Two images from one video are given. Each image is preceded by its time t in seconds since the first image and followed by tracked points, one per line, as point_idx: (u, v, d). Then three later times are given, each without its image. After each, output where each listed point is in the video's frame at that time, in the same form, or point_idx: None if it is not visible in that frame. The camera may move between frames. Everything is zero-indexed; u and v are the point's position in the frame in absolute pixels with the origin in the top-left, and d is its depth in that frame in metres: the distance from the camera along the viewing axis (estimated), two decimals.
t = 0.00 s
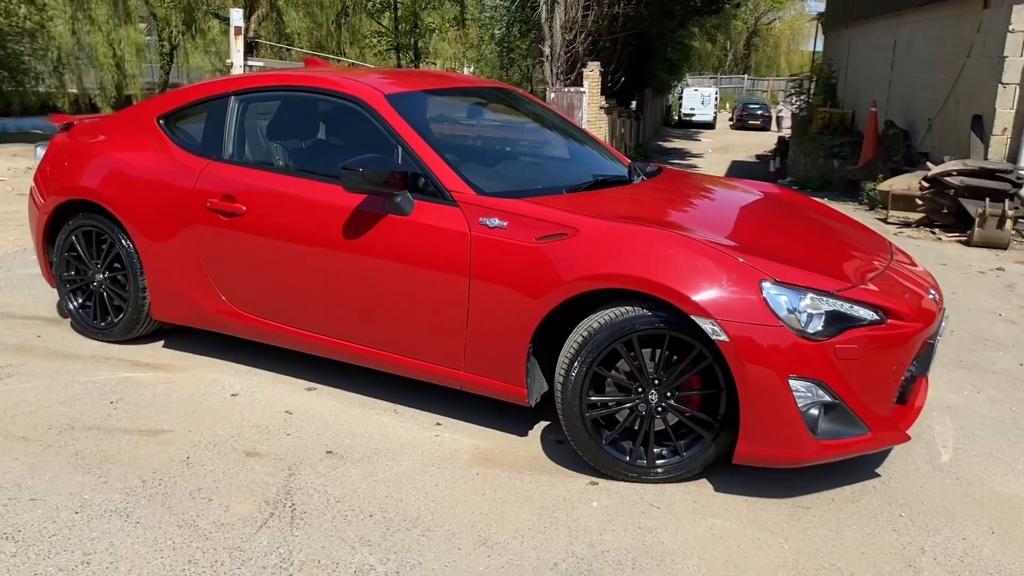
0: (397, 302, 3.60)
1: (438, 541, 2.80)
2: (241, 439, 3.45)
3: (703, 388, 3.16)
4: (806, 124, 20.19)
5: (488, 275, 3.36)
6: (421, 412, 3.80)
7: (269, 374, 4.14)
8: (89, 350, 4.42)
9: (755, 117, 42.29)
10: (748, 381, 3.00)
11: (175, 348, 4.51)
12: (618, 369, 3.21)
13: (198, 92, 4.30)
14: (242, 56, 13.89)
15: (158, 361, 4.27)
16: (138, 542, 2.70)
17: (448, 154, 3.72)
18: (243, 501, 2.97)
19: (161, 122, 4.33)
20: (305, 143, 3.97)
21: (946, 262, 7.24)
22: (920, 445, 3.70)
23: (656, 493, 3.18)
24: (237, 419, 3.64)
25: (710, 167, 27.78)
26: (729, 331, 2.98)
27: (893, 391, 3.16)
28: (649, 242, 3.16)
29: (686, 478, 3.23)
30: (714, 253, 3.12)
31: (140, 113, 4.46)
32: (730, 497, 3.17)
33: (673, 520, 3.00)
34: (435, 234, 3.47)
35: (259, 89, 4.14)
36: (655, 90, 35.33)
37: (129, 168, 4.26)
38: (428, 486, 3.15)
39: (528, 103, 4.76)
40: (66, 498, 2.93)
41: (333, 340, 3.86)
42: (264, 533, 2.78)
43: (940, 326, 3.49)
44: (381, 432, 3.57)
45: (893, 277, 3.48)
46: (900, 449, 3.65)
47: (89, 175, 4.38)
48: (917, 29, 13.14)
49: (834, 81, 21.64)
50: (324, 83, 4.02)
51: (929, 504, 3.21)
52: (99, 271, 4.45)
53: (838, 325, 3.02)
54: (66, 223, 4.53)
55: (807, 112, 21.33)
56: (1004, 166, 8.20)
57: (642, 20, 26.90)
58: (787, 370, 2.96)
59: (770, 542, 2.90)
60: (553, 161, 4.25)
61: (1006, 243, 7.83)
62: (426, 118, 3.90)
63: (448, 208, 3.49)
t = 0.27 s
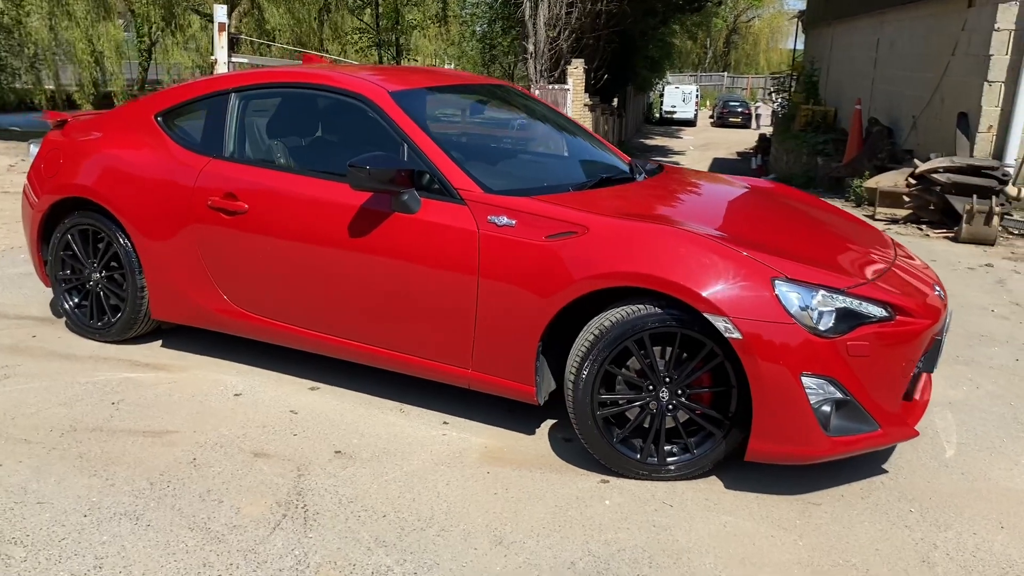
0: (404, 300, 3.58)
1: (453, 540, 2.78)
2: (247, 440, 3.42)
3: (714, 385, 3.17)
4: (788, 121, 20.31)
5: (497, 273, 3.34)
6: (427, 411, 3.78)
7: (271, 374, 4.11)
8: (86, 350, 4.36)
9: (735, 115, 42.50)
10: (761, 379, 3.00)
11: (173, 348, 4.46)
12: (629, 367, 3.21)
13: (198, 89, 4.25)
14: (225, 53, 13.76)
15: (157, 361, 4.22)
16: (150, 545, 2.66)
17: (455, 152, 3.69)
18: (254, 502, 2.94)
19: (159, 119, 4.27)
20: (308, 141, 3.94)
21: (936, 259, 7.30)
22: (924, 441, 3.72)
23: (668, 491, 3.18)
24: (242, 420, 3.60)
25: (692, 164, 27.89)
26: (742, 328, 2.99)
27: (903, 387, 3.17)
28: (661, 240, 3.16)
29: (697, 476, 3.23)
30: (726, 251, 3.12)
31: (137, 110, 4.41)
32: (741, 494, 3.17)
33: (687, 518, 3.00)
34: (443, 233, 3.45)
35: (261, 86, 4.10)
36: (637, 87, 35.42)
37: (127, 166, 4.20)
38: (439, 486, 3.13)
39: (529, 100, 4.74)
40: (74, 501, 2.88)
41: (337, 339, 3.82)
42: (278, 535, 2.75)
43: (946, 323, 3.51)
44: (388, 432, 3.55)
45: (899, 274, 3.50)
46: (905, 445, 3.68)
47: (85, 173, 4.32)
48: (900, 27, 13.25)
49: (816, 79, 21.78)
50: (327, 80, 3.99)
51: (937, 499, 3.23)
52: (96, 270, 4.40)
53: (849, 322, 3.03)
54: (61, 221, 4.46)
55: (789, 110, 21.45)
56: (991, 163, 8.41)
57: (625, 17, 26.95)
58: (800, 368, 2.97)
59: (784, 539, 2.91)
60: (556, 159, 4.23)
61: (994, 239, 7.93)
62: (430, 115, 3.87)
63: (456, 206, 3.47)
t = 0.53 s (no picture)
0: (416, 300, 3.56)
1: (475, 542, 2.77)
2: (260, 441, 3.39)
3: (729, 384, 3.18)
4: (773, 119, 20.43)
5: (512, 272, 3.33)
6: (437, 411, 3.76)
7: (278, 375, 4.08)
8: (89, 351, 4.31)
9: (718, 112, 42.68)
10: (779, 378, 3.01)
11: (177, 348, 4.42)
12: (645, 367, 3.21)
13: (202, 86, 4.20)
14: (211, 49, 13.64)
15: (161, 362, 4.18)
16: (170, 549, 2.63)
17: (465, 150, 3.68)
18: (272, 505, 2.92)
19: (163, 117, 4.22)
20: (315, 139, 3.90)
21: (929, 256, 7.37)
22: (932, 438, 3.75)
23: (684, 490, 3.19)
24: (252, 421, 3.57)
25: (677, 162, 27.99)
26: (761, 328, 2.99)
27: (916, 385, 3.20)
28: (677, 239, 3.16)
29: (712, 474, 3.24)
30: (743, 250, 3.13)
31: (138, 108, 4.36)
32: (757, 493, 3.18)
33: (705, 517, 3.01)
34: (457, 232, 3.44)
35: (267, 84, 4.06)
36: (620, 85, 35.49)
37: (130, 164, 4.15)
38: (456, 487, 3.12)
39: (533, 98, 4.72)
40: (89, 505, 2.85)
41: (347, 339, 3.80)
42: (299, 538, 2.73)
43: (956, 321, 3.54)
44: (401, 432, 3.53)
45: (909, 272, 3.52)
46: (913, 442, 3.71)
47: (86, 171, 4.27)
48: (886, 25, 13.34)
49: (800, 76, 21.90)
50: (335, 78, 3.95)
51: (950, 496, 3.26)
52: (98, 270, 4.35)
53: (865, 321, 3.05)
54: (62, 221, 4.41)
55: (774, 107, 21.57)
56: (981, 161, 8.38)
57: (609, 15, 27.00)
58: (818, 367, 2.98)
59: (803, 537, 2.92)
60: (564, 157, 4.22)
61: (983, 237, 8.06)
62: (440, 114, 3.85)
63: (469, 206, 3.45)
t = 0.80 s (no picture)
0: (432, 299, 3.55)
1: (500, 540, 2.77)
2: (276, 441, 3.38)
3: (747, 383, 3.19)
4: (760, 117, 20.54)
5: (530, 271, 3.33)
6: (451, 410, 3.76)
7: (288, 374, 4.06)
8: (95, 351, 4.27)
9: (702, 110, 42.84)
10: (800, 376, 3.03)
11: (183, 347, 4.38)
12: (663, 365, 3.21)
13: (209, 84, 4.17)
14: (199, 46, 13.51)
15: (169, 361, 4.15)
16: (196, 550, 2.62)
17: (479, 148, 3.67)
18: (294, 505, 2.90)
19: (169, 115, 4.19)
20: (325, 137, 3.88)
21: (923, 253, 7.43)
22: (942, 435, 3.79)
23: (703, 488, 3.20)
24: (267, 420, 3.56)
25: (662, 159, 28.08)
26: (781, 326, 3.01)
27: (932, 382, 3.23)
28: (696, 237, 3.17)
29: (730, 472, 3.25)
30: (762, 248, 3.14)
31: (143, 105, 4.32)
32: (775, 490, 3.20)
33: (726, 515, 3.02)
34: (473, 231, 3.43)
35: (276, 82, 4.03)
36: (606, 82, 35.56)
37: (136, 162, 4.11)
38: (476, 486, 3.12)
39: (539, 96, 4.72)
40: (110, 506, 2.83)
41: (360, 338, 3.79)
42: (324, 538, 2.72)
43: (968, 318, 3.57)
44: (417, 431, 3.52)
45: (921, 269, 3.54)
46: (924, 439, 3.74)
47: (91, 170, 4.22)
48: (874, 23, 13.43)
49: (786, 74, 22.02)
50: (346, 76, 3.93)
51: (964, 492, 3.29)
52: (103, 269, 4.31)
53: (883, 319, 3.07)
54: (66, 219, 4.37)
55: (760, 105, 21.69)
56: (973, 159, 8.48)
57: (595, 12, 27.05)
58: (838, 364, 3.01)
59: (824, 534, 2.94)
60: (574, 156, 4.23)
61: (976, 233, 8.18)
62: (453, 112, 3.84)
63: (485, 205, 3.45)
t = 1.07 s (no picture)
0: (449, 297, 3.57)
1: (526, 537, 2.79)
2: (295, 440, 3.38)
3: (764, 380, 3.22)
4: (747, 114, 20.66)
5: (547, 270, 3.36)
6: (466, 408, 3.77)
7: (300, 373, 4.06)
8: (104, 351, 4.26)
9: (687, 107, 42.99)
10: (819, 373, 3.07)
11: (193, 346, 4.38)
12: (682, 362, 3.24)
13: (220, 83, 4.16)
14: (189, 44, 13.44)
15: (181, 361, 4.14)
16: (225, 550, 2.62)
17: (494, 147, 3.68)
18: (319, 504, 2.91)
19: (179, 114, 4.17)
20: (338, 135, 3.88)
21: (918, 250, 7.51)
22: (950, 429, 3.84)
23: (721, 483, 3.23)
24: (284, 420, 3.56)
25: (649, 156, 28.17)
26: (801, 323, 3.05)
27: (945, 378, 3.28)
28: (714, 236, 3.20)
29: (747, 468, 3.28)
30: (779, 246, 3.18)
31: (152, 104, 4.30)
32: (791, 485, 3.24)
33: (746, 510, 3.06)
34: (491, 230, 3.45)
35: (287, 81, 4.03)
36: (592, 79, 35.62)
37: (147, 162, 4.09)
38: (497, 483, 3.14)
39: (548, 95, 4.73)
40: (135, 507, 2.83)
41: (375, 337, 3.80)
42: (352, 536, 2.73)
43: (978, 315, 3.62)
44: (434, 429, 3.54)
45: (932, 266, 3.59)
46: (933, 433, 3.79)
47: (100, 169, 4.20)
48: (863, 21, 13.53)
49: (773, 71, 22.15)
50: (359, 75, 3.93)
51: (976, 485, 3.34)
52: (112, 268, 4.29)
53: (899, 315, 3.12)
54: (74, 219, 4.35)
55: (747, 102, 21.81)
56: (964, 157, 8.73)
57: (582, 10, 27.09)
58: (856, 360, 3.05)
59: (843, 528, 2.98)
60: (585, 155, 4.24)
61: (966, 233, 8.26)
62: (466, 111, 3.85)
63: (502, 204, 3.47)
